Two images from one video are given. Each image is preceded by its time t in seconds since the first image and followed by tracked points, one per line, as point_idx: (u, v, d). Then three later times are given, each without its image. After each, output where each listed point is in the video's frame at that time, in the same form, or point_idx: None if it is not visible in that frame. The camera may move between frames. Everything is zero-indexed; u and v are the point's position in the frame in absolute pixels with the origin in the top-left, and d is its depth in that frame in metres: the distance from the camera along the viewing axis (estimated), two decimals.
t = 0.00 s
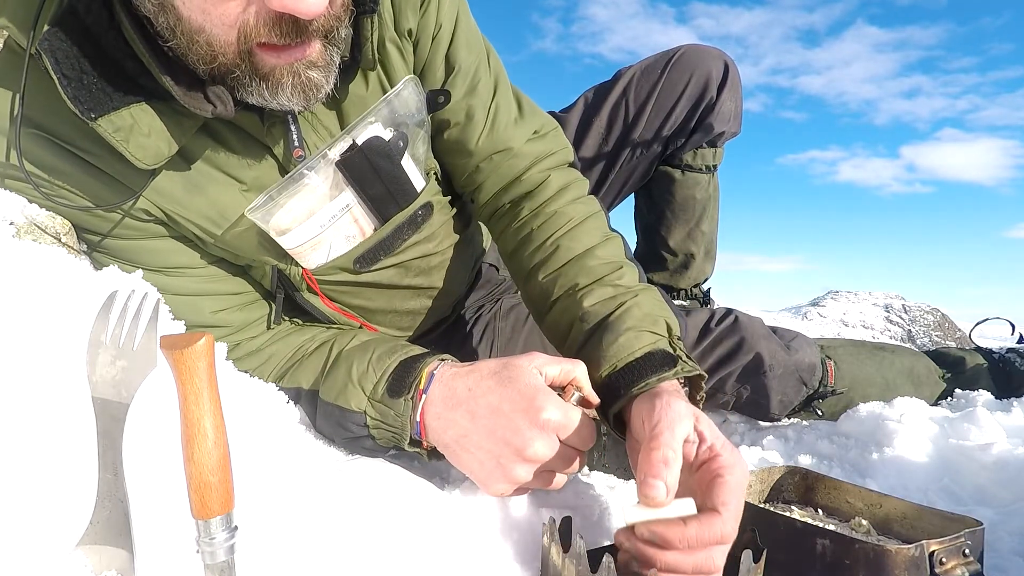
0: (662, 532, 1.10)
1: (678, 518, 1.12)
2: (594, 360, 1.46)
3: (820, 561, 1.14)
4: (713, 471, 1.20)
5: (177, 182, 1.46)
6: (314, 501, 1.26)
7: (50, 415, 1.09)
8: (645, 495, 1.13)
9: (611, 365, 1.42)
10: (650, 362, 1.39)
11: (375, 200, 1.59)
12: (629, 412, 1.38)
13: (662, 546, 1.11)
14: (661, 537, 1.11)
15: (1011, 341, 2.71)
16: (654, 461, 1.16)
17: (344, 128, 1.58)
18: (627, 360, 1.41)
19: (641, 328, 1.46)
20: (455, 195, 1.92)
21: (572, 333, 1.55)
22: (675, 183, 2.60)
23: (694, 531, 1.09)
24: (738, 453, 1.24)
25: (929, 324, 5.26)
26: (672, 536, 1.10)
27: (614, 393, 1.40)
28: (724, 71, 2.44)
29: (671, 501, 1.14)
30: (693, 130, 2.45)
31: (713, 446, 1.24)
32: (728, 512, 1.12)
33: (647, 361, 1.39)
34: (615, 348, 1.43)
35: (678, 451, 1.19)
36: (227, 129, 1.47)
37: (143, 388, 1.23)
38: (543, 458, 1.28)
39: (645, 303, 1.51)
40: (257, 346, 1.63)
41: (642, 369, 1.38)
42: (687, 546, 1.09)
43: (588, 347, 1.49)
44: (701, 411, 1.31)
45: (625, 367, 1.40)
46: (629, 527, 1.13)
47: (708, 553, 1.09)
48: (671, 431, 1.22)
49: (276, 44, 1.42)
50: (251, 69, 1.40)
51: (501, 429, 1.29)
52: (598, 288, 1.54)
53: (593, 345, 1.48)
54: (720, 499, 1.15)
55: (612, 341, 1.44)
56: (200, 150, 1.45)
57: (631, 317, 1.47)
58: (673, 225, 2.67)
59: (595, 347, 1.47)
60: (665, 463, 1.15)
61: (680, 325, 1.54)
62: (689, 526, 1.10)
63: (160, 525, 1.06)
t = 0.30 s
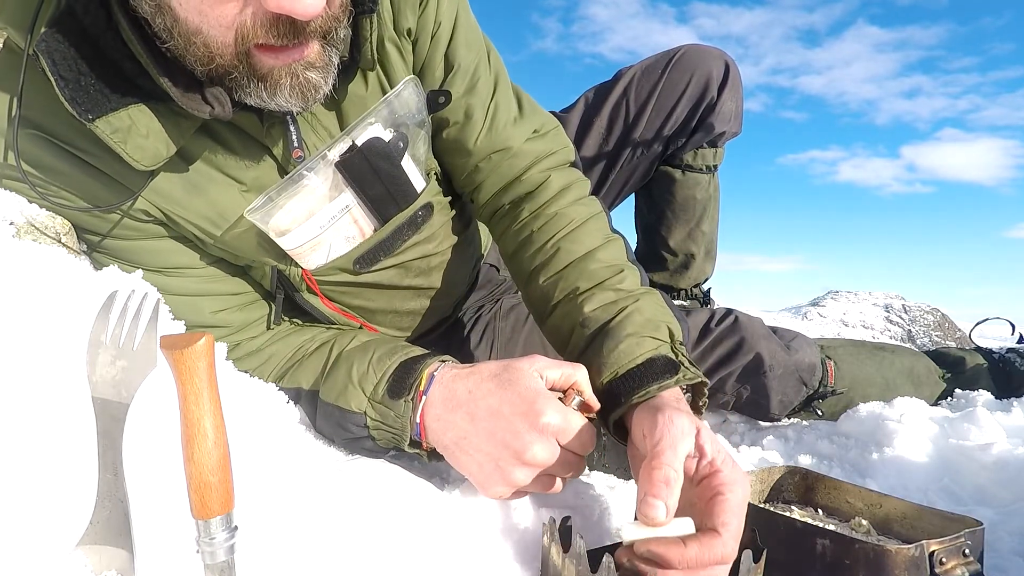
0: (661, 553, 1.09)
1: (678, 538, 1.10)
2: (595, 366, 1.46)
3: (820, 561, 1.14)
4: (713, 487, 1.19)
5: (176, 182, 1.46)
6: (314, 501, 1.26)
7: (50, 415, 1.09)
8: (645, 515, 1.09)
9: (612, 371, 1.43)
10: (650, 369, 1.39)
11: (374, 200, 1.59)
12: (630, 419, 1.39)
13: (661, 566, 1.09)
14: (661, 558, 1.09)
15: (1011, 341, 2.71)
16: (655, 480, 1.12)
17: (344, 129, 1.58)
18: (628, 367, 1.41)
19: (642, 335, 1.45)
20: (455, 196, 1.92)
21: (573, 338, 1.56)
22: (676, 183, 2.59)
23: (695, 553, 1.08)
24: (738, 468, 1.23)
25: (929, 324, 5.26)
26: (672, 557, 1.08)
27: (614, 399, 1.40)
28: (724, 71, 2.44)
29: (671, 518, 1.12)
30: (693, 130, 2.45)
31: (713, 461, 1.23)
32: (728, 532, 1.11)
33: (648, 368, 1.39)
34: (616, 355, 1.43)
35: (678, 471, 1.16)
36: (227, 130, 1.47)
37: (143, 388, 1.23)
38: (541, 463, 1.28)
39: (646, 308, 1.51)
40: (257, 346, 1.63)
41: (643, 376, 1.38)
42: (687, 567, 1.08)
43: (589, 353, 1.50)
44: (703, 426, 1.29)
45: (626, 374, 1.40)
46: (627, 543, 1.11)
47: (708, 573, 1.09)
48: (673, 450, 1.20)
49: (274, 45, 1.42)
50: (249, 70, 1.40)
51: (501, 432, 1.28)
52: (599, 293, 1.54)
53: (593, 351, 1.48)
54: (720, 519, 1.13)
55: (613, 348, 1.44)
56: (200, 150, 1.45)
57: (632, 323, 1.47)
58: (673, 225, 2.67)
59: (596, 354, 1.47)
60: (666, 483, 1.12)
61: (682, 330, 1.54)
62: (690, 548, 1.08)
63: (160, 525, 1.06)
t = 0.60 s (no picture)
0: (657, 559, 1.08)
1: (675, 544, 1.10)
2: (595, 366, 1.46)
3: (820, 561, 1.14)
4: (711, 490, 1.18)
5: (176, 183, 1.46)
6: (314, 501, 1.26)
7: (50, 415, 1.09)
8: (640, 521, 1.11)
9: (612, 371, 1.43)
10: (650, 368, 1.39)
11: (374, 201, 1.59)
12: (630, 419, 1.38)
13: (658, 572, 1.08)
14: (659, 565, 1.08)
15: (1011, 341, 2.71)
16: (649, 486, 1.13)
17: (344, 130, 1.58)
18: (627, 367, 1.41)
19: (643, 335, 1.45)
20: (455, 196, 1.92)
21: (573, 339, 1.56)
22: (676, 183, 2.59)
23: (692, 559, 1.07)
24: (735, 470, 1.23)
25: (929, 324, 5.26)
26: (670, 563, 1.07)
27: (614, 399, 1.40)
28: (724, 71, 2.44)
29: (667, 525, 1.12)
30: (694, 130, 2.44)
31: (710, 462, 1.22)
32: (725, 537, 1.11)
33: (648, 368, 1.39)
34: (616, 355, 1.43)
35: (673, 476, 1.17)
36: (227, 130, 1.47)
37: (143, 388, 1.23)
38: (542, 463, 1.28)
39: (646, 308, 1.51)
40: (257, 345, 1.63)
41: (642, 375, 1.38)
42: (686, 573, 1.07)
43: (589, 354, 1.50)
44: (698, 427, 1.28)
45: (626, 374, 1.40)
46: (624, 551, 1.11)
47: None
48: (667, 455, 1.21)
49: (274, 45, 1.42)
50: (249, 71, 1.40)
51: (501, 432, 1.28)
52: (599, 293, 1.54)
53: (593, 352, 1.48)
54: (717, 524, 1.13)
55: (612, 348, 1.44)
56: (199, 151, 1.45)
57: (631, 323, 1.47)
58: (673, 225, 2.67)
59: (596, 354, 1.47)
60: (660, 489, 1.13)
61: (682, 328, 1.54)
62: (688, 554, 1.07)
63: (160, 525, 1.06)
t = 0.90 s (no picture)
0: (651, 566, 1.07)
1: (665, 549, 1.09)
2: (595, 360, 1.46)
3: (820, 561, 1.14)
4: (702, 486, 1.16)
5: (176, 182, 1.46)
6: (313, 500, 1.26)
7: (50, 415, 1.09)
8: (626, 530, 1.08)
9: (611, 365, 1.43)
10: (649, 360, 1.39)
11: (375, 200, 1.59)
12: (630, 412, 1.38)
13: None
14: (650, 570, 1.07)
15: (1011, 341, 2.71)
16: (631, 492, 1.10)
17: (344, 129, 1.58)
18: (626, 360, 1.41)
19: (642, 326, 1.45)
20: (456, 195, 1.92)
21: (574, 334, 1.56)
22: (676, 183, 2.59)
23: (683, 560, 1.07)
24: (725, 461, 1.20)
25: (929, 324, 5.26)
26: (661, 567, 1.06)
27: (615, 393, 1.40)
28: (724, 71, 2.44)
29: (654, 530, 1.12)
30: (694, 129, 2.44)
31: (699, 458, 1.20)
32: (716, 534, 1.10)
33: (646, 359, 1.39)
34: (615, 348, 1.43)
35: (657, 479, 1.15)
36: (226, 129, 1.47)
37: (143, 388, 1.23)
38: (543, 463, 1.28)
39: (645, 298, 1.51)
40: (257, 345, 1.63)
41: (641, 367, 1.38)
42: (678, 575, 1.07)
43: (589, 348, 1.49)
44: (682, 423, 1.27)
45: (625, 367, 1.40)
46: (618, 562, 1.11)
47: None
48: (650, 459, 1.18)
49: (271, 43, 1.42)
50: (247, 68, 1.40)
51: (501, 431, 1.28)
52: (598, 286, 1.54)
53: (593, 346, 1.48)
54: (707, 519, 1.11)
55: (611, 341, 1.44)
56: (199, 150, 1.45)
57: (630, 314, 1.47)
58: (673, 225, 2.67)
59: (595, 348, 1.47)
60: (643, 494, 1.10)
61: (681, 319, 1.53)
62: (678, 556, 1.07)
63: (160, 524, 1.06)
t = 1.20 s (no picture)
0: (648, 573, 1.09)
1: (659, 555, 1.11)
2: (594, 357, 1.47)
3: (820, 561, 1.14)
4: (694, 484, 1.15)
5: (176, 182, 1.46)
6: (313, 500, 1.26)
7: (50, 415, 1.09)
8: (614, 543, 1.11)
9: (610, 360, 1.43)
10: (647, 355, 1.39)
11: (375, 200, 1.59)
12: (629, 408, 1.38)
13: None
14: None
15: (1011, 341, 2.71)
16: (616, 502, 1.12)
17: (344, 129, 1.57)
18: (625, 356, 1.41)
19: (640, 320, 1.45)
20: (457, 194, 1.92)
21: (573, 331, 1.56)
22: (676, 183, 2.59)
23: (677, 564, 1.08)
24: (717, 456, 1.18)
25: (929, 324, 5.26)
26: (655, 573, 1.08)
27: (614, 389, 1.40)
28: (724, 71, 2.44)
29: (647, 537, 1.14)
30: (694, 129, 2.44)
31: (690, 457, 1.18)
32: (708, 534, 1.09)
33: (643, 354, 1.39)
34: (613, 343, 1.43)
35: (645, 484, 1.15)
36: (226, 129, 1.46)
37: (143, 388, 1.23)
38: (544, 462, 1.28)
39: (641, 292, 1.50)
40: (257, 345, 1.63)
41: (639, 363, 1.38)
42: None
43: (588, 345, 1.49)
44: (671, 424, 1.24)
45: (624, 363, 1.40)
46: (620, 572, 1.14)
47: None
48: (638, 463, 1.18)
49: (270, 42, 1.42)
50: (248, 68, 1.40)
51: (502, 431, 1.28)
52: (597, 283, 1.53)
53: (592, 343, 1.49)
54: (698, 519, 1.10)
55: (610, 337, 1.44)
56: (198, 149, 1.45)
57: (627, 309, 1.47)
58: (673, 225, 2.67)
59: (594, 344, 1.48)
60: (628, 503, 1.11)
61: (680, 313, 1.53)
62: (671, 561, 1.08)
63: (160, 524, 1.06)
